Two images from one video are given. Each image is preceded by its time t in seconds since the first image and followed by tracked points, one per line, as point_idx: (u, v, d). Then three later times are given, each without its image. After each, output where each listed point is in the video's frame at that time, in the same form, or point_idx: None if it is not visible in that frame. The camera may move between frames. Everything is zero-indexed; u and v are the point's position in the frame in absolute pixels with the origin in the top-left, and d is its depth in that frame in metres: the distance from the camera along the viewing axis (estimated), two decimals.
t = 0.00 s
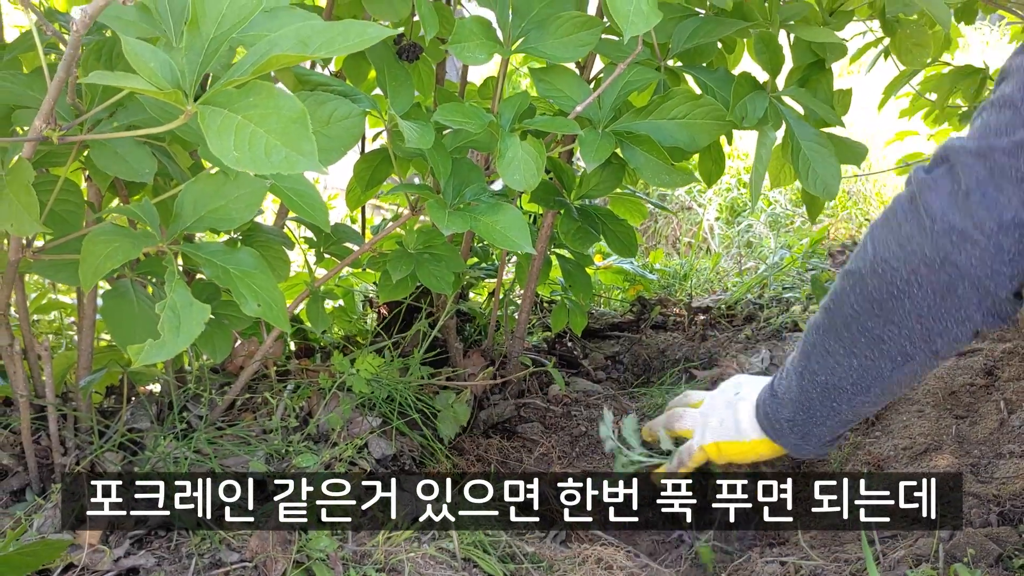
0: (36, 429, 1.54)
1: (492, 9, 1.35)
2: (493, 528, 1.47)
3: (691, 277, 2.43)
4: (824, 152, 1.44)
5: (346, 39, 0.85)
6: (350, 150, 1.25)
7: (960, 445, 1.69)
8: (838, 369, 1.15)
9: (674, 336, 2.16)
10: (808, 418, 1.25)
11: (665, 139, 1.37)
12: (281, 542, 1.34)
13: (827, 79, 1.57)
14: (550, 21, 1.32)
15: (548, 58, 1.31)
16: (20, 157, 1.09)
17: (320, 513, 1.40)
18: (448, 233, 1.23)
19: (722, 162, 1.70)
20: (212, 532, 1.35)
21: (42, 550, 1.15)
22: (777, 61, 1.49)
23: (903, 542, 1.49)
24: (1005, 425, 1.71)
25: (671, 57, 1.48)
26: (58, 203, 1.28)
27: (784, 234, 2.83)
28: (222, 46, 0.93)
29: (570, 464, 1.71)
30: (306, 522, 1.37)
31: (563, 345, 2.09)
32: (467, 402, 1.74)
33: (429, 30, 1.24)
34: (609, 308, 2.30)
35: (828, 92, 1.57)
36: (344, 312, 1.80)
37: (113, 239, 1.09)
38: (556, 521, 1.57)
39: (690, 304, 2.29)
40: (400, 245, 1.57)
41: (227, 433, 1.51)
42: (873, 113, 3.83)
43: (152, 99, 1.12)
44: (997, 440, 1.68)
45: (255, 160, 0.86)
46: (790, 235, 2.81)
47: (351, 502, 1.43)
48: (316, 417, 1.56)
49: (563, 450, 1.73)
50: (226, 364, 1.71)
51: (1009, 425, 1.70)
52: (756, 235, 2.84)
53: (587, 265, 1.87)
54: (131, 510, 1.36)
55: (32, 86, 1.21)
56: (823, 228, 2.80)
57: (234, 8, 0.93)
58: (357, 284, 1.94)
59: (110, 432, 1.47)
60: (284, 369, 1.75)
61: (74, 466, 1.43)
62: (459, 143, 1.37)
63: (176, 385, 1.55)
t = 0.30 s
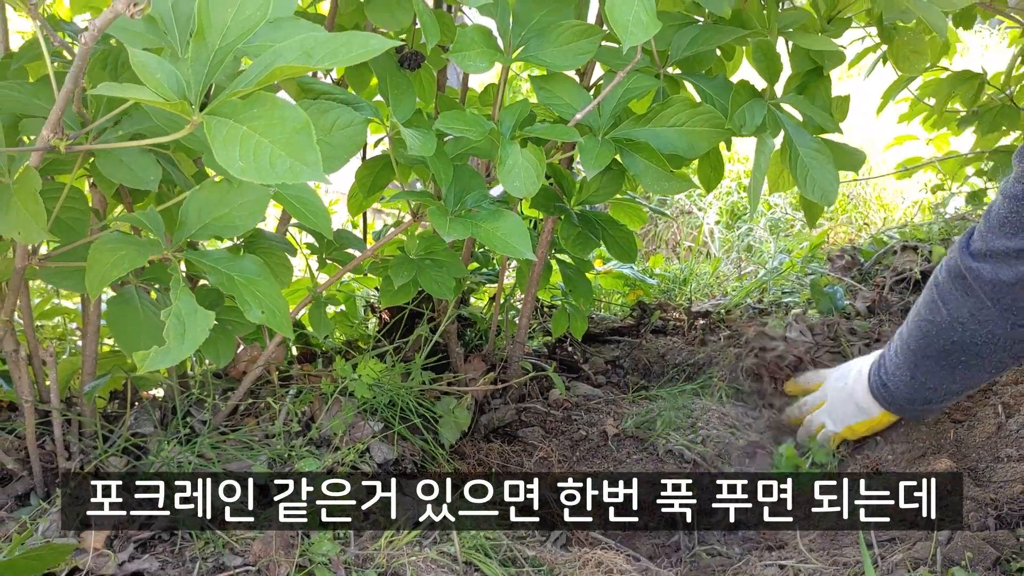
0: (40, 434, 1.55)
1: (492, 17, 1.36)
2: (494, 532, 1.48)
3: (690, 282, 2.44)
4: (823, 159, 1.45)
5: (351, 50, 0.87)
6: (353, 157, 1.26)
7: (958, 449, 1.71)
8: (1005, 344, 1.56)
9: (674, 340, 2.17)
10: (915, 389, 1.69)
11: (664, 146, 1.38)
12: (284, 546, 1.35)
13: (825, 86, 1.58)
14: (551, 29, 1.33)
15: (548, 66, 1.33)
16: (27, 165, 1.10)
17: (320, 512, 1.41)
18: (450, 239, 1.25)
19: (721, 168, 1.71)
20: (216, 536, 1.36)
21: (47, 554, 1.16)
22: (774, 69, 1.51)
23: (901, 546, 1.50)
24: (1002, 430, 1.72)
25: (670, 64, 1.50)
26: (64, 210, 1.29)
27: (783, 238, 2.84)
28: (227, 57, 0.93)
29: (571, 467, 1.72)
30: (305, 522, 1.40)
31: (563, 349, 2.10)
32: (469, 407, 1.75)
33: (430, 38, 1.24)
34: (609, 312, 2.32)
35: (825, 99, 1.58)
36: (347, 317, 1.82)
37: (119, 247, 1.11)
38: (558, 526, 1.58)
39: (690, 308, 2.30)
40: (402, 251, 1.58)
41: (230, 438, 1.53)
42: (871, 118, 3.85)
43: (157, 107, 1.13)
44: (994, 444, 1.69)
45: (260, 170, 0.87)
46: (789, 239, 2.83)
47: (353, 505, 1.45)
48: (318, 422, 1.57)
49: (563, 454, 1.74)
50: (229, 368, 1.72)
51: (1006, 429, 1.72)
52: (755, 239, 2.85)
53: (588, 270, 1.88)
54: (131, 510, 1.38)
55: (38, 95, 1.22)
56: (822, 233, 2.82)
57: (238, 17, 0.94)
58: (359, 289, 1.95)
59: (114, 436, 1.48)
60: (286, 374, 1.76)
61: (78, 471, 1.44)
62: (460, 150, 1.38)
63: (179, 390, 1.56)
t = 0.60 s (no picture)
0: (43, 437, 1.55)
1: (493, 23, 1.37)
2: (496, 536, 1.48)
3: (691, 286, 2.45)
4: (822, 163, 1.46)
5: (351, 56, 0.88)
6: (354, 162, 1.27)
7: (958, 452, 1.71)
8: (976, 308, 1.58)
9: (674, 344, 2.18)
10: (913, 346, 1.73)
11: (664, 150, 1.39)
12: (286, 549, 1.35)
13: (824, 91, 1.59)
14: (551, 35, 1.34)
15: (548, 71, 1.34)
16: (32, 171, 1.11)
17: (320, 513, 1.42)
18: (451, 243, 1.26)
19: (721, 172, 1.71)
20: (218, 540, 1.37)
21: (50, 557, 1.17)
22: (774, 74, 1.51)
23: (901, 549, 1.50)
24: (1002, 432, 1.71)
25: (670, 69, 1.50)
26: (67, 215, 1.30)
27: (784, 241, 2.84)
28: (231, 63, 0.95)
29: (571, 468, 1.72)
30: (307, 523, 1.41)
31: (564, 353, 2.10)
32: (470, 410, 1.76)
33: (431, 44, 1.25)
34: (610, 316, 2.32)
35: (825, 104, 1.59)
36: (348, 321, 1.82)
37: (122, 251, 1.11)
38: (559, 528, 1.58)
39: (691, 312, 2.31)
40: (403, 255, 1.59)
41: (232, 441, 1.53)
42: (871, 122, 3.85)
43: (160, 113, 1.14)
44: (994, 447, 1.69)
45: (264, 175, 0.88)
46: (790, 242, 2.83)
47: (354, 505, 1.46)
48: (320, 425, 1.58)
49: (564, 457, 1.73)
50: (231, 372, 1.73)
51: (1006, 432, 1.70)
52: (756, 243, 2.86)
53: (588, 274, 1.88)
54: (131, 511, 1.39)
55: (41, 100, 1.23)
56: (822, 236, 2.82)
57: (241, 23, 0.95)
58: (361, 292, 1.96)
59: (116, 439, 1.49)
60: (288, 378, 1.77)
61: (81, 474, 1.45)
62: (461, 154, 1.38)
63: (181, 393, 1.57)
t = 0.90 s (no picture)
0: (51, 438, 1.56)
1: (501, 27, 1.37)
2: (502, 538, 1.48)
3: (696, 288, 2.45)
4: (827, 166, 1.46)
5: (361, 60, 0.88)
6: (363, 165, 1.27)
7: (963, 454, 1.70)
8: (981, 301, 1.61)
9: (679, 346, 2.18)
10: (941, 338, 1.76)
11: (671, 153, 1.39)
12: (293, 550, 1.35)
13: (831, 95, 1.59)
14: (559, 38, 1.35)
15: (555, 74, 1.34)
16: (43, 173, 1.12)
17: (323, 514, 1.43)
18: (458, 246, 1.26)
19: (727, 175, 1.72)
20: (225, 541, 1.37)
21: (59, 558, 1.17)
22: (780, 77, 1.51)
23: (907, 551, 1.49)
24: (1008, 435, 1.71)
25: (676, 72, 1.51)
26: (77, 217, 1.30)
27: (789, 244, 2.85)
28: (242, 66, 0.95)
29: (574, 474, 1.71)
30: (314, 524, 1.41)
31: (569, 355, 2.11)
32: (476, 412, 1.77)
33: (439, 47, 1.26)
34: (615, 317, 2.33)
35: (831, 107, 1.59)
36: (354, 322, 1.83)
37: (133, 253, 1.12)
38: (565, 532, 1.58)
39: (695, 314, 2.31)
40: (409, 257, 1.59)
41: (239, 443, 1.54)
42: (876, 124, 3.86)
43: (170, 116, 1.15)
44: (1000, 450, 1.69)
45: (274, 178, 0.88)
46: (794, 244, 2.83)
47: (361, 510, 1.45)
48: (327, 427, 1.58)
49: (570, 459, 1.75)
50: (238, 373, 1.74)
51: (1012, 434, 1.71)
52: (760, 245, 2.86)
53: (594, 276, 1.89)
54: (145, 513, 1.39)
55: (51, 103, 1.23)
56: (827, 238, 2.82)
57: (252, 26, 0.95)
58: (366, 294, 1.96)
59: (124, 440, 1.49)
60: (295, 379, 1.78)
61: (89, 475, 1.45)
62: (468, 157, 1.39)
63: (188, 394, 1.57)
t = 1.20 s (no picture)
0: (59, 439, 1.57)
1: (508, 29, 1.38)
2: (508, 539, 1.48)
3: (701, 290, 2.46)
4: (834, 168, 1.46)
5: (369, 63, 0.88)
6: (370, 166, 1.27)
7: (969, 457, 1.69)
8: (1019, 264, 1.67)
9: (685, 348, 2.18)
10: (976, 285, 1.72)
11: (678, 156, 1.38)
12: (300, 551, 1.35)
13: (837, 97, 1.58)
14: (565, 40, 1.35)
15: (562, 76, 1.34)
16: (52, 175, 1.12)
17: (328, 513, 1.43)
18: (465, 248, 1.26)
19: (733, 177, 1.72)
20: (232, 542, 1.37)
21: (67, 558, 1.18)
22: (786, 79, 1.53)
23: (913, 554, 1.48)
24: (1014, 438, 1.70)
25: (682, 74, 1.51)
26: (86, 218, 1.31)
27: (794, 245, 2.84)
28: (251, 69, 0.96)
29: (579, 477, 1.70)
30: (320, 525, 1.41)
31: (575, 356, 2.11)
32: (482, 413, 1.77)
33: (446, 49, 1.27)
34: (620, 319, 2.33)
35: (838, 109, 1.58)
36: (360, 323, 1.83)
37: (141, 255, 1.12)
38: (571, 534, 1.58)
39: (701, 315, 2.31)
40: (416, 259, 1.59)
41: (246, 443, 1.55)
42: (882, 126, 3.86)
43: (178, 118, 1.15)
44: (1006, 453, 1.68)
45: (283, 180, 0.89)
46: (800, 246, 2.83)
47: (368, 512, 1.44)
48: (333, 428, 1.59)
49: (576, 460, 1.74)
50: (245, 374, 1.74)
51: (1019, 437, 1.70)
52: (765, 247, 2.86)
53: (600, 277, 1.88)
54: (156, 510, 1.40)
55: (60, 105, 1.24)
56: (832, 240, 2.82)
57: (261, 29, 0.96)
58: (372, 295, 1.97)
59: (131, 441, 1.50)
60: (301, 380, 1.78)
61: (97, 476, 1.46)
62: (474, 159, 1.37)
63: (195, 395, 1.58)
